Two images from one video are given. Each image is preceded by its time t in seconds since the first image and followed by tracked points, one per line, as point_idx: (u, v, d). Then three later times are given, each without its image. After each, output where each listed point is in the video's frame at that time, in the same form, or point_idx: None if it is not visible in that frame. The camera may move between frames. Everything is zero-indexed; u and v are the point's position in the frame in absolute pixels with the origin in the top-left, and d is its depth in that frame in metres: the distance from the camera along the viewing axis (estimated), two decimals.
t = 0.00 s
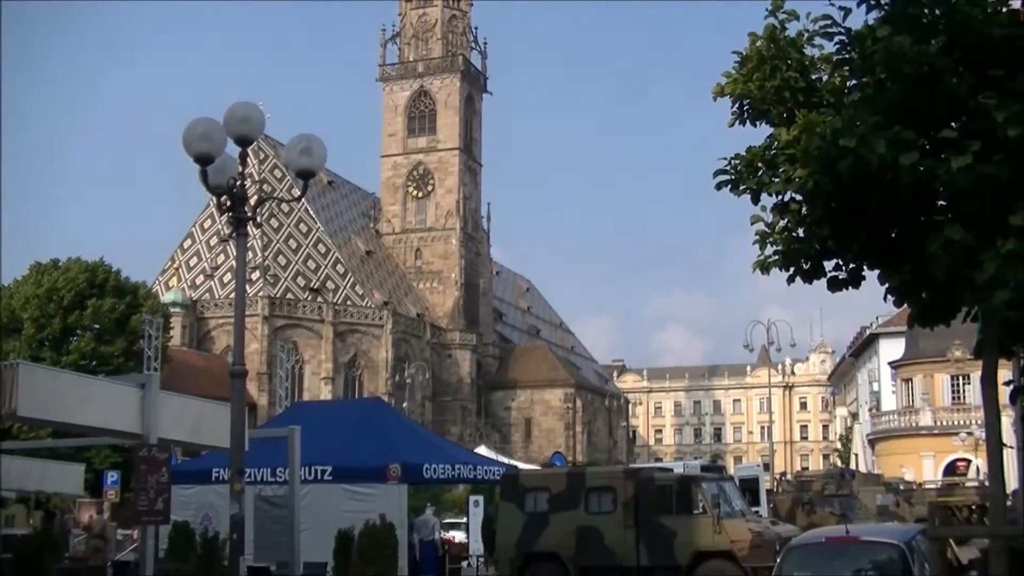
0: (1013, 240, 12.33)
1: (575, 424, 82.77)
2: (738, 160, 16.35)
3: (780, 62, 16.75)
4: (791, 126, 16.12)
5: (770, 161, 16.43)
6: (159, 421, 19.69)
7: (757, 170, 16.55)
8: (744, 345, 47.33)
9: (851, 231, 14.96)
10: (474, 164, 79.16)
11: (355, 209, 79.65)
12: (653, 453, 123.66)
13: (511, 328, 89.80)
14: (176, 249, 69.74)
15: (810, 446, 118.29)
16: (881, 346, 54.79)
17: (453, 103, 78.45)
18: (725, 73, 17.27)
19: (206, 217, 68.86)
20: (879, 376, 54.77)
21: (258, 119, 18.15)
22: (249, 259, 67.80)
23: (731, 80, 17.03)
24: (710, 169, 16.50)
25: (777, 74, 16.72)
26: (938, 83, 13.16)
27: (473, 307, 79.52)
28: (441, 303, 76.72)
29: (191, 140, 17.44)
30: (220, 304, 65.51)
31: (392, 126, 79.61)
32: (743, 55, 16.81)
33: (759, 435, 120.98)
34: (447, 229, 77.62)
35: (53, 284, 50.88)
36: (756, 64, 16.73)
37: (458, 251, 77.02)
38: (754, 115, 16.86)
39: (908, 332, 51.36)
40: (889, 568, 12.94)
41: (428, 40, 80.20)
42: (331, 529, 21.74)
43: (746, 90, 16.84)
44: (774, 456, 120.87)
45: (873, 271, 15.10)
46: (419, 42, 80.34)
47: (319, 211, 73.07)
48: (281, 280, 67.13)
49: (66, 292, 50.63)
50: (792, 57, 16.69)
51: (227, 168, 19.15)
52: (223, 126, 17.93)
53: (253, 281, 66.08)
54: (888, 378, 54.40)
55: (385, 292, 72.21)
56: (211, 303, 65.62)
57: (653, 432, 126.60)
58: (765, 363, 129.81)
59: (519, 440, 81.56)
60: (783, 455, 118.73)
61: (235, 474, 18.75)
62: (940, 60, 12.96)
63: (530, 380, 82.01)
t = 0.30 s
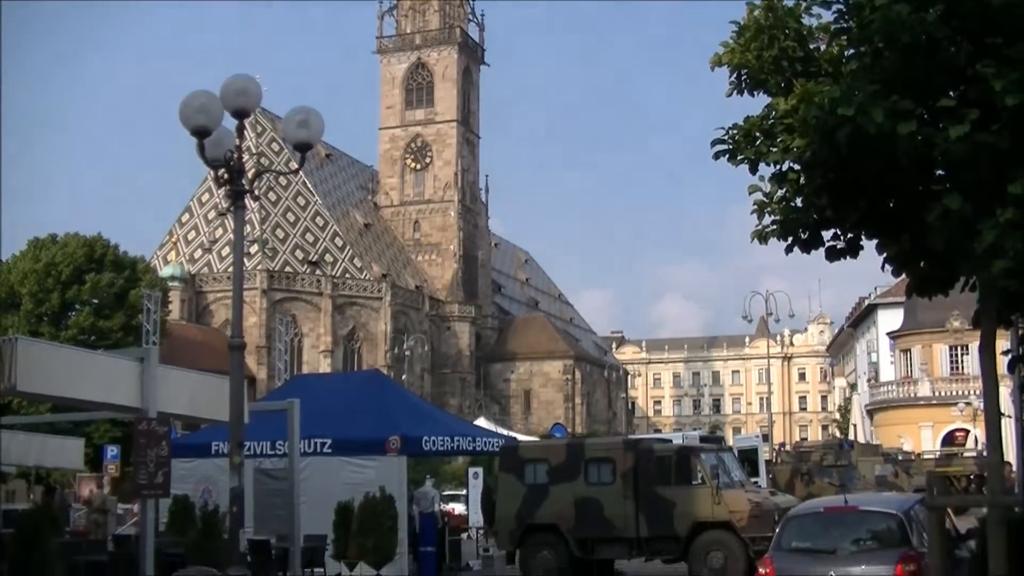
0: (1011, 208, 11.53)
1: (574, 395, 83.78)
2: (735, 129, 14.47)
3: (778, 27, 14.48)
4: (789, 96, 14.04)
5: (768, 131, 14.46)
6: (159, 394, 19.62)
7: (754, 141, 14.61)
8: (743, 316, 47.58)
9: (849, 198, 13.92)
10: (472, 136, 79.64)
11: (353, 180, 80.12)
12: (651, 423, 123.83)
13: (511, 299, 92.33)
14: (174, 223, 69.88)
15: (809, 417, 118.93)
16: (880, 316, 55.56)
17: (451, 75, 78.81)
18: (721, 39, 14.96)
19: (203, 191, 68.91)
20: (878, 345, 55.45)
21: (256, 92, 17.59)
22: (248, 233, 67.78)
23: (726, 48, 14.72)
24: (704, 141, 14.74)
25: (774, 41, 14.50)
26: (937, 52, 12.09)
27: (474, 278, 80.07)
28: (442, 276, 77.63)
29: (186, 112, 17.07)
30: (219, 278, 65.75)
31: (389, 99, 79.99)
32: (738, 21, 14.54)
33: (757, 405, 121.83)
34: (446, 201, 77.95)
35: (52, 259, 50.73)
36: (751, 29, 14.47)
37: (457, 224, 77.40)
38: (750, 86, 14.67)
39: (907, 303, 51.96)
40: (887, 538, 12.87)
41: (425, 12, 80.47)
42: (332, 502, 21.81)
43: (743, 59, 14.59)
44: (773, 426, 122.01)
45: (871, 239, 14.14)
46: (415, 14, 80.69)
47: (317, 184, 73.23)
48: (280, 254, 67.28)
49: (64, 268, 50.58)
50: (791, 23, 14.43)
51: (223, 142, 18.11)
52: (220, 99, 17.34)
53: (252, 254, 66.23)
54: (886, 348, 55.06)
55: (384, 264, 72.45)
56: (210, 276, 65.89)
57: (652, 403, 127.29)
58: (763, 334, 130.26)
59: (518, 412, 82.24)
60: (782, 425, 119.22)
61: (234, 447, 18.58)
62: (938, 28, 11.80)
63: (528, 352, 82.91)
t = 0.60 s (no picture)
0: (1007, 188, 11.01)
1: (569, 375, 84.31)
2: (729, 108, 13.97)
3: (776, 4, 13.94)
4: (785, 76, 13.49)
5: (764, 112, 13.99)
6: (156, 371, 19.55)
7: (750, 121, 14.05)
8: (738, 297, 47.74)
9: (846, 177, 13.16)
10: (468, 116, 79.81)
11: (350, 159, 80.22)
12: (646, 402, 124.35)
13: (506, 279, 92.71)
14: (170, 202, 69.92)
15: (804, 398, 119.43)
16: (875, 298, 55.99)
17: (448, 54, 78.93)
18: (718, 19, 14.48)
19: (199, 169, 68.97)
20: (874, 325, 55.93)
21: (252, 69, 16.71)
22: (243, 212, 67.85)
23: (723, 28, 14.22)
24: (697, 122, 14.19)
25: (772, 21, 13.95)
26: (934, 34, 11.65)
27: (469, 257, 80.26)
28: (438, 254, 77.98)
29: (181, 90, 16.34)
30: (215, 258, 65.75)
31: (385, 78, 80.13)
32: None
33: (751, 385, 122.40)
34: (441, 180, 78.20)
35: (47, 238, 50.69)
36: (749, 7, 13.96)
37: (452, 203, 77.64)
38: (747, 66, 14.14)
39: (903, 283, 52.31)
40: (880, 518, 12.74)
41: None
42: (326, 481, 21.82)
43: (741, 38, 14.10)
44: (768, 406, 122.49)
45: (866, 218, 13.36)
46: None
47: (313, 163, 73.19)
48: (275, 234, 67.26)
49: (59, 247, 50.48)
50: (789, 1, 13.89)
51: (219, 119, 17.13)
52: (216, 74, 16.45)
53: (247, 233, 66.19)
54: (881, 329, 55.49)
55: (379, 243, 72.44)
56: (206, 255, 65.95)
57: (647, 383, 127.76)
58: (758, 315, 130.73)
59: (513, 391, 82.39)
60: (776, 406, 119.61)
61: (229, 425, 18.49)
62: (936, 8, 11.35)
63: (523, 332, 83.11)
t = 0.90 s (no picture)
0: (1008, 176, 9.84)
1: (568, 363, 84.50)
2: (726, 95, 12.90)
3: None
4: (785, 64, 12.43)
5: (763, 100, 12.89)
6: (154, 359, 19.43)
7: (749, 109, 13.04)
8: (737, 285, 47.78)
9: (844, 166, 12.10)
10: (467, 104, 79.92)
11: (348, 147, 80.25)
12: (644, 391, 124.51)
13: (505, 267, 92.80)
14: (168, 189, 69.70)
15: (803, 386, 119.69)
16: (875, 287, 56.16)
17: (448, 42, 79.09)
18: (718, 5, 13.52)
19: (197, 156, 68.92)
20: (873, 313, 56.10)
21: (250, 58, 16.41)
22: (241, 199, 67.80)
23: (724, 15, 13.29)
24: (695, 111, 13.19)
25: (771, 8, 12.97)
26: (933, 22, 10.56)
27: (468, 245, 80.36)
28: (437, 242, 78.12)
29: (181, 76, 16.02)
30: (214, 246, 65.76)
31: (384, 66, 80.30)
32: None
33: (750, 374, 122.66)
34: (440, 168, 78.31)
35: (46, 225, 50.64)
36: None
37: (451, 191, 77.66)
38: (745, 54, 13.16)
39: (902, 273, 52.48)
40: (879, 507, 12.68)
41: None
42: (324, 468, 21.83)
43: (741, 27, 13.14)
44: (766, 395, 122.72)
45: (863, 209, 12.13)
46: None
47: (312, 151, 73.09)
48: (274, 223, 67.24)
49: (58, 234, 50.40)
50: None
51: (217, 107, 16.73)
52: (213, 61, 16.15)
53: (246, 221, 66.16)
54: (880, 318, 55.66)
55: (378, 232, 72.52)
56: (206, 243, 66.05)
57: (646, 372, 128.00)
58: (756, 304, 130.96)
59: (511, 379, 82.60)
60: (775, 395, 119.79)
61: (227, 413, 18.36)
62: None
63: (522, 320, 83.27)
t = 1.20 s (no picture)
0: (1005, 164, 9.10)
1: (565, 352, 84.55)
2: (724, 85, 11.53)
3: None
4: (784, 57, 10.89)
5: (761, 88, 11.48)
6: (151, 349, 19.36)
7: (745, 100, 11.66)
8: (735, 274, 47.86)
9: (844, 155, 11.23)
10: (464, 93, 79.85)
11: (345, 137, 80.14)
12: (642, 380, 124.74)
13: (502, 257, 92.87)
14: (165, 179, 69.58)
15: (800, 375, 119.96)
16: (872, 277, 56.28)
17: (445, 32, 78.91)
18: None
19: (194, 146, 68.76)
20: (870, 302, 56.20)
21: (248, 47, 16.23)
22: (238, 189, 67.75)
23: None
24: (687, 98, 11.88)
25: None
26: (930, 9, 9.61)
27: (465, 234, 80.33)
28: (434, 231, 78.13)
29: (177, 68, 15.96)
30: (211, 237, 65.71)
31: (381, 55, 80.18)
32: None
33: (747, 363, 122.91)
34: (437, 158, 78.29)
35: (43, 216, 50.57)
36: None
37: (448, 181, 77.68)
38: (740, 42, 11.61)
39: (899, 262, 52.56)
40: (876, 496, 12.64)
41: None
42: (322, 458, 21.82)
43: (736, 13, 11.49)
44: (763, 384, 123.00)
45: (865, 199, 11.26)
46: None
47: (309, 141, 73.03)
48: (271, 213, 67.11)
49: (55, 225, 50.35)
50: None
51: (214, 96, 16.63)
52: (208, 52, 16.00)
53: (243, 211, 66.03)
54: (877, 307, 55.79)
55: (375, 221, 72.44)
56: (202, 234, 65.95)
57: (644, 361, 128.33)
58: (754, 293, 131.17)
59: (508, 369, 82.84)
60: (773, 385, 119.89)
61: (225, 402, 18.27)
62: None
63: (519, 309, 83.44)
